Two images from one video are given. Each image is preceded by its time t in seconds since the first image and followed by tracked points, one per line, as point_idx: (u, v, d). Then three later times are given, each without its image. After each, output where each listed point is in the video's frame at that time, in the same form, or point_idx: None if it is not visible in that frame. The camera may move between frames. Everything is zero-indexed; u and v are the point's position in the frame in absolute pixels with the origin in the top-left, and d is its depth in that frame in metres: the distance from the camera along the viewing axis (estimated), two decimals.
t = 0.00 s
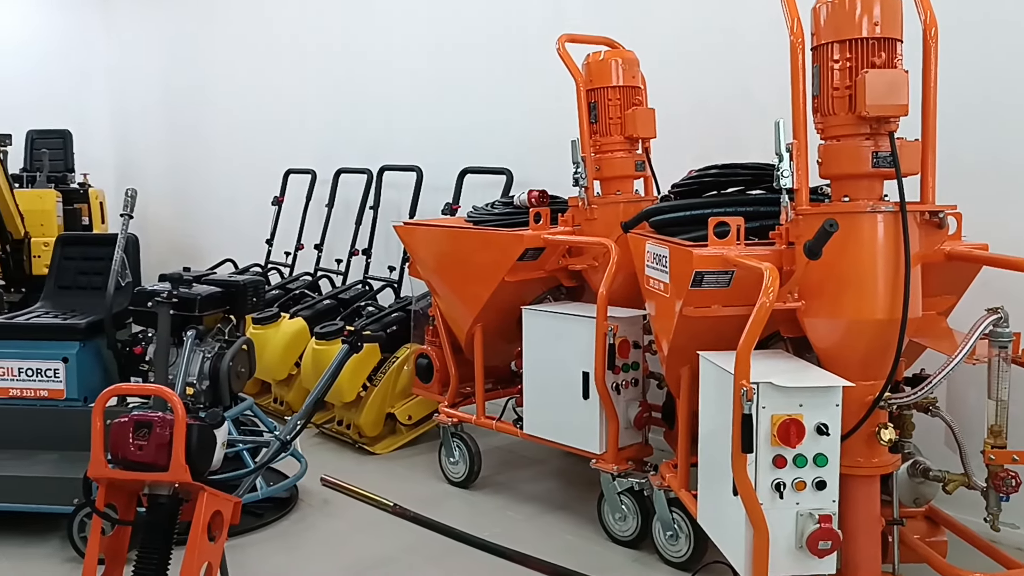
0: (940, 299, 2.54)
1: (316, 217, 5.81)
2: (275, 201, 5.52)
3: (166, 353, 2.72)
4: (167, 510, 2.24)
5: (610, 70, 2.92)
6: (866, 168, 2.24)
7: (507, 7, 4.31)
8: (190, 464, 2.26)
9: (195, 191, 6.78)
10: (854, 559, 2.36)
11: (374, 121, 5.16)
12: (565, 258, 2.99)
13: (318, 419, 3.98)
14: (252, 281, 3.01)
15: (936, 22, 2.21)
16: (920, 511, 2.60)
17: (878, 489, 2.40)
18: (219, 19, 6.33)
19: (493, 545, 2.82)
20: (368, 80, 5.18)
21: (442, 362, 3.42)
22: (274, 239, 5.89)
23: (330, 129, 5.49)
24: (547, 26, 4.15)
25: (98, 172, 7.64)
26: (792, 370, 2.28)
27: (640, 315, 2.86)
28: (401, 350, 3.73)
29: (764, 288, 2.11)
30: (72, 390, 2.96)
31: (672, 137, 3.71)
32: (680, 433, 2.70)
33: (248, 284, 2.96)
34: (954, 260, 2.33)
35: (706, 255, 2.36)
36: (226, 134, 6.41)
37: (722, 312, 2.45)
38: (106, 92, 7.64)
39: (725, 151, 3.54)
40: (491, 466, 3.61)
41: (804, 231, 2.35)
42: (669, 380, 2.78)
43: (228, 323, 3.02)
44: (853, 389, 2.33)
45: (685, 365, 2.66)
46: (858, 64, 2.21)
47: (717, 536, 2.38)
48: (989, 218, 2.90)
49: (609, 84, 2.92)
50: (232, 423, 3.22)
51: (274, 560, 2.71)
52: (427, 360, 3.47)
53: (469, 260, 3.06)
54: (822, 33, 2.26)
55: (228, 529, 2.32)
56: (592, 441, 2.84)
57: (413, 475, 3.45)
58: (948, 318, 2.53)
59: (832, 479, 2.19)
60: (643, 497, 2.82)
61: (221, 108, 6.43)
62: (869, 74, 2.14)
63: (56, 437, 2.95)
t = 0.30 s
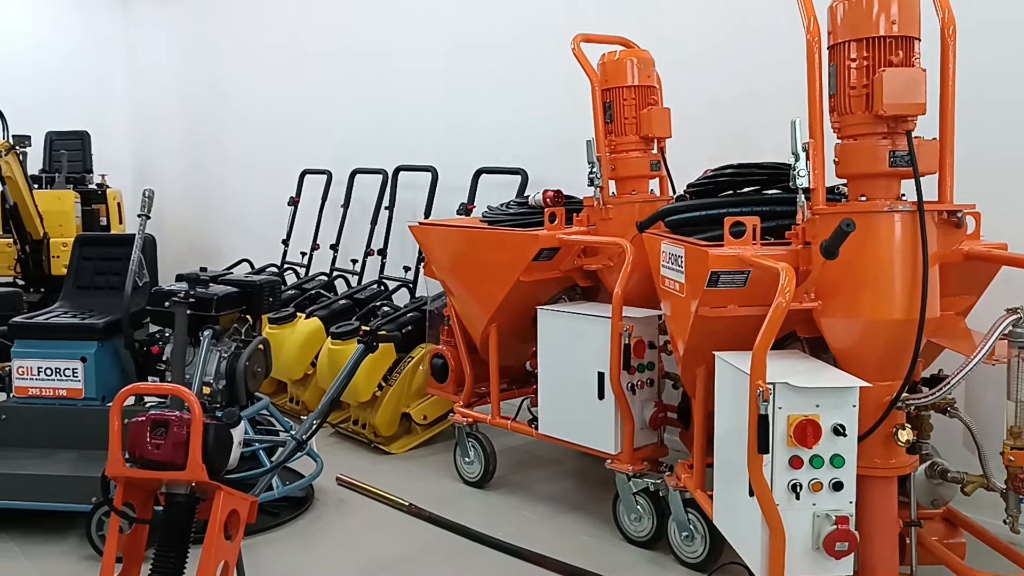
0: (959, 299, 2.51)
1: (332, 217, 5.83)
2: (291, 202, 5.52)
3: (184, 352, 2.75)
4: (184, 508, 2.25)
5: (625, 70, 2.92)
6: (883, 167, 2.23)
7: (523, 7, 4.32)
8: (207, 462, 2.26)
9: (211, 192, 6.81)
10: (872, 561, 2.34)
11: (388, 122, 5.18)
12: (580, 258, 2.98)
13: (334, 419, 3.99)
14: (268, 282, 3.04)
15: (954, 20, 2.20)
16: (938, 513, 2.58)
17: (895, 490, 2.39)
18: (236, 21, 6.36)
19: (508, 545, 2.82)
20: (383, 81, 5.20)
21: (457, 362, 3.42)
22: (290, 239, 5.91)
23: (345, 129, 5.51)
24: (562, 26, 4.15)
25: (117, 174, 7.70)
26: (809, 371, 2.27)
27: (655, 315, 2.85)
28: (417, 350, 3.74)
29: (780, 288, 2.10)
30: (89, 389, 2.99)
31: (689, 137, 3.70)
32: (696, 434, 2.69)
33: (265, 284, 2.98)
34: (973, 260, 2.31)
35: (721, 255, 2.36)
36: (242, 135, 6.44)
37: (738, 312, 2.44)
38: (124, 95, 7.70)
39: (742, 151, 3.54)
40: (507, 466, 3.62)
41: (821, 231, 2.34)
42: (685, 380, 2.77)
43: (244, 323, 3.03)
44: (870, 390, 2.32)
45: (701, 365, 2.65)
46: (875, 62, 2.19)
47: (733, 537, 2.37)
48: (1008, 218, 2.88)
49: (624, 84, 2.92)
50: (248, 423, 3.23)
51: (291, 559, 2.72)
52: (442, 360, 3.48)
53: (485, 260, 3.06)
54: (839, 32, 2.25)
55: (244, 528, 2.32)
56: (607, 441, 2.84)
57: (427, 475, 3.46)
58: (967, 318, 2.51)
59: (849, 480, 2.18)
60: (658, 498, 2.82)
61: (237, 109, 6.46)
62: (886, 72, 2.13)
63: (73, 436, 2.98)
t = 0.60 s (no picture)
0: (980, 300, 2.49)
1: (348, 217, 5.85)
2: (308, 203, 5.52)
3: (202, 353, 2.76)
4: (203, 508, 2.25)
5: (642, 70, 2.91)
6: (901, 167, 2.21)
7: (540, 7, 4.32)
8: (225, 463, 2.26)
9: (229, 193, 6.83)
10: (891, 564, 2.33)
11: (404, 123, 5.20)
12: (596, 259, 2.98)
13: (350, 418, 4.01)
14: (285, 282, 3.06)
15: (974, 19, 2.18)
16: (958, 515, 2.56)
17: (914, 492, 2.37)
18: (253, 20, 6.38)
19: (524, 545, 2.82)
20: (400, 82, 5.21)
21: (473, 363, 3.43)
22: (307, 240, 5.93)
23: (361, 130, 5.53)
24: (579, 25, 4.15)
25: (134, 174, 7.75)
26: (827, 372, 2.26)
27: (672, 316, 2.85)
28: (434, 350, 3.75)
29: (798, 289, 2.09)
30: (108, 389, 3.01)
31: (707, 136, 3.69)
32: (713, 435, 2.69)
33: (282, 284, 3.00)
34: (993, 260, 2.29)
35: (739, 256, 2.35)
36: (259, 135, 6.46)
37: (756, 313, 2.43)
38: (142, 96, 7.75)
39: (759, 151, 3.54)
40: (523, 466, 3.62)
41: (839, 232, 2.33)
42: (701, 381, 2.77)
43: (262, 324, 3.05)
44: (889, 391, 2.30)
45: (718, 366, 2.64)
46: (894, 62, 2.18)
47: (751, 539, 2.36)
48: None
49: (640, 84, 2.91)
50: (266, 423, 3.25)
51: (308, 559, 2.73)
52: (458, 361, 3.49)
53: (501, 261, 3.06)
54: (857, 32, 2.23)
55: (262, 528, 2.32)
56: (623, 442, 2.83)
57: (443, 475, 3.46)
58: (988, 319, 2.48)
59: (868, 481, 2.17)
60: (675, 500, 2.81)
61: (254, 109, 6.48)
62: (905, 72, 2.11)
63: (93, 436, 3.00)
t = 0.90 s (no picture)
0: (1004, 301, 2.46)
1: (366, 218, 5.86)
2: (327, 203, 5.54)
3: (221, 353, 2.78)
4: (223, 507, 2.25)
5: (660, 70, 2.90)
6: (923, 167, 2.19)
7: (558, 6, 4.32)
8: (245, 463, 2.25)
9: (248, 194, 6.85)
10: (911, 566, 2.31)
11: (421, 123, 5.21)
12: (614, 259, 2.97)
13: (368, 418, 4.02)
14: (304, 283, 3.08)
15: (997, 17, 2.16)
16: (979, 517, 2.54)
17: (937, 494, 2.34)
18: (271, 21, 6.40)
19: (541, 545, 2.83)
20: (417, 82, 5.22)
21: (490, 363, 3.43)
22: (326, 240, 5.95)
23: (378, 130, 5.54)
24: (598, 25, 4.14)
25: (154, 175, 7.80)
26: (847, 374, 2.24)
27: (691, 317, 2.84)
28: (451, 350, 3.75)
29: (819, 290, 2.07)
30: (129, 389, 3.03)
31: (729, 135, 3.68)
32: (732, 436, 2.67)
33: (301, 285, 3.02)
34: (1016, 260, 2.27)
35: (758, 256, 2.33)
36: (277, 136, 6.49)
37: (775, 313, 2.42)
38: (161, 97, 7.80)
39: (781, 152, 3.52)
40: (540, 467, 3.62)
41: (860, 232, 2.30)
42: (720, 382, 2.75)
43: (280, 324, 3.06)
44: (910, 392, 2.28)
45: (737, 367, 2.63)
46: (915, 61, 2.15)
47: (770, 541, 2.35)
48: None
49: (659, 84, 2.90)
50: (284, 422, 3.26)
51: (327, 559, 2.74)
52: (476, 361, 3.49)
53: (518, 262, 3.06)
54: (878, 30, 2.21)
55: (282, 527, 2.31)
56: (642, 443, 2.82)
57: (461, 476, 3.47)
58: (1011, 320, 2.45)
59: (889, 484, 2.14)
60: (693, 501, 2.80)
61: (272, 109, 6.51)
62: (927, 71, 2.09)
63: (114, 435, 3.02)
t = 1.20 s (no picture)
0: None
1: (384, 218, 5.87)
2: (345, 203, 5.54)
3: (240, 352, 2.80)
4: (242, 506, 2.22)
5: (679, 69, 2.88)
6: (946, 166, 2.15)
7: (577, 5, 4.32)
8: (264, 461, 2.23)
9: (265, 193, 6.87)
10: (934, 570, 2.27)
11: (439, 123, 5.22)
12: (633, 259, 2.95)
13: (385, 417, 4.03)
14: (323, 283, 3.08)
15: (1022, 15, 2.14)
16: (1004, 521, 2.52)
17: (960, 497, 2.31)
18: (289, 21, 6.43)
19: (559, 545, 2.82)
20: (435, 81, 5.22)
21: (507, 363, 3.43)
22: (343, 240, 5.96)
23: (395, 130, 5.56)
24: (617, 23, 4.13)
25: (173, 175, 7.83)
26: (869, 375, 2.21)
27: (710, 317, 2.82)
28: (468, 350, 3.75)
29: (840, 290, 2.05)
30: (148, 387, 3.05)
31: (750, 136, 3.69)
32: (751, 437, 2.65)
33: (319, 284, 3.02)
34: None
35: (778, 256, 2.31)
36: (294, 135, 6.52)
37: (796, 314, 2.39)
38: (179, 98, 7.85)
39: (803, 150, 3.50)
40: (558, 467, 3.61)
41: (881, 232, 2.27)
42: (740, 382, 2.73)
43: (299, 323, 3.07)
44: (933, 393, 2.25)
45: (756, 368, 2.61)
46: (939, 59, 2.12)
47: (791, 543, 2.33)
48: None
49: (678, 83, 2.89)
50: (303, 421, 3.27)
51: (346, 558, 2.75)
52: (493, 361, 3.49)
53: (536, 261, 3.05)
54: (901, 28, 2.18)
55: (300, 526, 2.29)
56: (660, 444, 2.81)
57: (478, 475, 3.46)
58: None
59: (911, 486, 2.11)
60: (712, 502, 2.79)
61: (290, 109, 6.54)
62: (950, 69, 2.06)
63: (134, 433, 3.04)
